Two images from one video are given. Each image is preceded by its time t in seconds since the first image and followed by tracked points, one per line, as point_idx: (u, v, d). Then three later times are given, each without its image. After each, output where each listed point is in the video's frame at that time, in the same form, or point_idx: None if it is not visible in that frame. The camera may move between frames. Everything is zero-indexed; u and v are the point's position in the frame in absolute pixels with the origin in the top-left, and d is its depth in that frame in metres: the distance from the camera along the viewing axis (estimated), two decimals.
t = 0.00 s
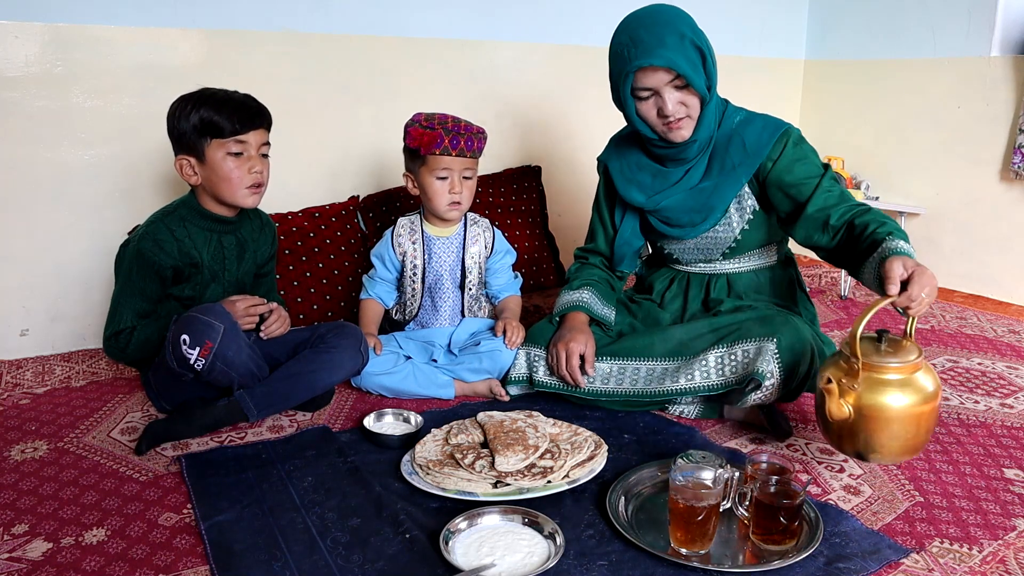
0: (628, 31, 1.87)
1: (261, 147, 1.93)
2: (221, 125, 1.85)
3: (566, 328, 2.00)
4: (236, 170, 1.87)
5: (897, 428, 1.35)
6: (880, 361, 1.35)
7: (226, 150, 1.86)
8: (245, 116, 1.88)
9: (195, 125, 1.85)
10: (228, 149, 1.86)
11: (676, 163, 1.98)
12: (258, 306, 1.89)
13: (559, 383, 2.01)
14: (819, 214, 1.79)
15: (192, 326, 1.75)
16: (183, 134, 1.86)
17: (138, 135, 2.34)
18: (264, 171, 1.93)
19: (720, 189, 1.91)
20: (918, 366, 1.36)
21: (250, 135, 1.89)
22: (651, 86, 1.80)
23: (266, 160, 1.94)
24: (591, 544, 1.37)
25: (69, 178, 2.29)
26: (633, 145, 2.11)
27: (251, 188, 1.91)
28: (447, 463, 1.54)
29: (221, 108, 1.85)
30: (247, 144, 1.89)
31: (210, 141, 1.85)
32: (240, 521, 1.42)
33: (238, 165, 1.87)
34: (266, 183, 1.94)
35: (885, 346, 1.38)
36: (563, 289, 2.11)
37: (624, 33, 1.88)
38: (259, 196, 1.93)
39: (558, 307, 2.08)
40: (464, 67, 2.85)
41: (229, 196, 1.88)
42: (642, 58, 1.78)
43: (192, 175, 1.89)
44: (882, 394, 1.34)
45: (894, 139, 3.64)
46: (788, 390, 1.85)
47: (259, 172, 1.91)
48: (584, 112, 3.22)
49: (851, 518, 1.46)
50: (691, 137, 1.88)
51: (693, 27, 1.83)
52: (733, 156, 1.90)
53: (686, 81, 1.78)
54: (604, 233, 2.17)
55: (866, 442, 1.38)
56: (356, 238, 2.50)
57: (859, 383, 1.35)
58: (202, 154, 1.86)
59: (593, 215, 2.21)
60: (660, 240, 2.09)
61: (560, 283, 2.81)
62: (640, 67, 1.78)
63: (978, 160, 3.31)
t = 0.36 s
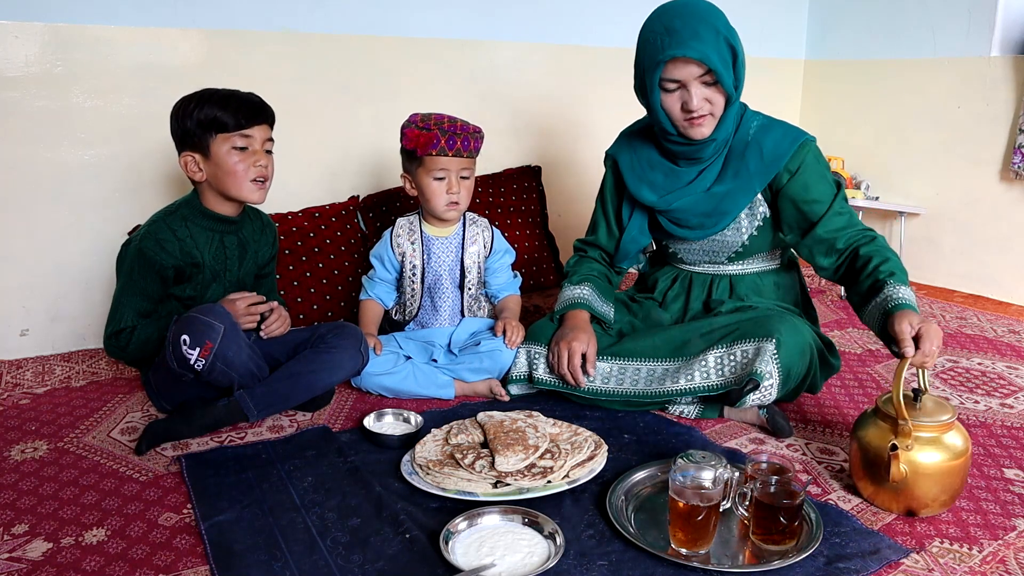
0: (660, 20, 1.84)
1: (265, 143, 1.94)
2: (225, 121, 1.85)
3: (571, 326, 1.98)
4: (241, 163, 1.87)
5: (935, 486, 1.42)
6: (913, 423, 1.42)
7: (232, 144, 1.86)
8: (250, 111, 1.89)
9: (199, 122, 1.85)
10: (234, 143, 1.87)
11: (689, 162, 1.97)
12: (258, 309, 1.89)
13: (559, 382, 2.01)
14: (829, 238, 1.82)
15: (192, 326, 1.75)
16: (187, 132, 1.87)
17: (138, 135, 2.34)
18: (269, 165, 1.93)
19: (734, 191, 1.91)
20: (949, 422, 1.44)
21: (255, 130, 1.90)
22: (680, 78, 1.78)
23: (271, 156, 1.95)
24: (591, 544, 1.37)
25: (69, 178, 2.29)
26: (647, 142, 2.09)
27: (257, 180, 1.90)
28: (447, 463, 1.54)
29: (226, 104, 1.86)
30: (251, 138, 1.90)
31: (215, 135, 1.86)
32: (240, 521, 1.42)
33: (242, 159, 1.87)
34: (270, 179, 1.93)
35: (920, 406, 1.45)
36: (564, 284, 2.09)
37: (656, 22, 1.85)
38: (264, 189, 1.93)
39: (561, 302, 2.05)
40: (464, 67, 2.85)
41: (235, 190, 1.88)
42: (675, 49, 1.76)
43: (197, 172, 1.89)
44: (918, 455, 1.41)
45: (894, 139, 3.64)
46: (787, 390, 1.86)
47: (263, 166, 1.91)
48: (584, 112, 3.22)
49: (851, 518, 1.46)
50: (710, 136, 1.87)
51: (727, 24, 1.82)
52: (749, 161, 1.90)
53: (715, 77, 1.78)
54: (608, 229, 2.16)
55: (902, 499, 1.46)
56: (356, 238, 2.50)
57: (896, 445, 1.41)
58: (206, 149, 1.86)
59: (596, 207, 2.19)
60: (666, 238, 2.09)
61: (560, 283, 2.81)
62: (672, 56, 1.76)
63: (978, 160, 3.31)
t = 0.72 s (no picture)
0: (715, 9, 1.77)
1: (261, 139, 1.97)
2: (222, 116, 1.88)
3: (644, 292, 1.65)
4: (238, 158, 1.89)
5: (935, 485, 1.42)
6: (914, 422, 1.42)
7: (230, 139, 1.89)
8: (247, 108, 1.92)
9: (195, 118, 1.87)
10: (232, 139, 1.89)
11: (720, 163, 1.91)
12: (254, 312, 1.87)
13: (560, 380, 2.01)
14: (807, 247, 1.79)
15: (192, 325, 1.75)
16: (184, 128, 1.88)
17: (138, 135, 2.34)
18: (266, 161, 1.96)
19: (766, 196, 1.86)
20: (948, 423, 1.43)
21: (252, 127, 1.93)
22: (731, 72, 1.73)
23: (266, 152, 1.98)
24: (591, 544, 1.37)
25: (69, 178, 2.29)
26: (671, 137, 2.00)
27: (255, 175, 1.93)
28: (447, 463, 1.54)
29: (222, 99, 1.88)
30: (249, 135, 1.92)
31: (213, 131, 1.88)
32: (240, 521, 1.42)
33: (240, 154, 1.90)
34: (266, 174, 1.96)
35: (916, 406, 1.45)
36: (601, 272, 1.83)
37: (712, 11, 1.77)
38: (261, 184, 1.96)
39: (612, 288, 1.75)
40: (464, 67, 2.85)
41: (233, 184, 1.90)
42: (736, 40, 1.69)
43: (193, 167, 1.90)
44: (918, 455, 1.41)
45: (894, 139, 3.64)
46: (787, 390, 1.88)
47: (261, 162, 1.94)
48: (584, 112, 3.22)
49: (851, 517, 1.46)
50: (747, 137, 1.82)
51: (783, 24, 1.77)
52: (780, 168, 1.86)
53: (768, 76, 1.73)
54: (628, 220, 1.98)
55: (902, 498, 1.46)
56: (356, 238, 2.50)
57: (897, 444, 1.41)
58: (204, 144, 1.88)
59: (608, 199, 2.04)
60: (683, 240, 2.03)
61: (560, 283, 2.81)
62: (731, 48, 1.69)
63: (978, 160, 3.31)
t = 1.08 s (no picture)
0: (769, 29, 1.62)
1: (248, 131, 2.00)
2: (211, 107, 1.91)
3: (770, 376, 1.41)
4: (225, 148, 1.93)
5: (935, 486, 1.42)
6: (914, 423, 1.42)
7: (217, 129, 1.92)
8: (236, 100, 1.94)
9: (183, 107, 1.90)
10: (219, 129, 1.92)
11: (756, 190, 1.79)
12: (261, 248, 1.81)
13: (559, 384, 2.01)
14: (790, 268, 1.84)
15: (191, 321, 1.75)
16: (172, 115, 1.91)
17: (138, 135, 2.34)
18: (252, 151, 2.00)
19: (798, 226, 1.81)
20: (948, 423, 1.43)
21: (240, 117, 1.96)
22: (786, 104, 1.58)
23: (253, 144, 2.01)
24: (591, 543, 1.37)
25: (69, 178, 2.29)
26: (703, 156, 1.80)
27: (240, 166, 1.97)
28: (447, 463, 1.54)
29: (210, 89, 1.91)
30: (236, 125, 1.96)
31: (201, 120, 1.91)
32: (240, 520, 1.42)
33: (227, 144, 1.93)
34: (250, 164, 2.00)
35: (917, 406, 1.45)
36: (701, 324, 1.53)
37: (766, 32, 1.62)
38: (245, 175, 2.00)
39: (720, 354, 1.46)
40: (464, 67, 2.85)
41: (219, 174, 1.94)
42: (799, 75, 1.53)
43: (180, 154, 1.93)
44: (918, 455, 1.41)
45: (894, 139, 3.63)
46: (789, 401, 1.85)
47: (247, 152, 1.97)
48: (584, 112, 3.22)
49: (851, 517, 1.46)
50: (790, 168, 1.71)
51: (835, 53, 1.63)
52: (811, 196, 1.80)
53: (822, 109, 1.59)
54: (690, 242, 1.73)
55: (901, 498, 1.46)
56: (356, 238, 2.50)
57: (897, 444, 1.41)
58: (191, 132, 1.91)
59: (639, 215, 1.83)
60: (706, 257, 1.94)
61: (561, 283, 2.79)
62: (792, 76, 1.53)
63: (978, 160, 3.31)
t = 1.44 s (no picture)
0: (798, 52, 1.55)
1: (237, 124, 2.01)
2: (200, 104, 1.91)
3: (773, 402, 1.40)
4: (218, 144, 1.94)
5: (935, 485, 1.42)
6: (914, 422, 1.42)
7: (208, 125, 1.93)
8: (223, 94, 1.95)
9: (173, 106, 1.90)
10: (210, 125, 1.93)
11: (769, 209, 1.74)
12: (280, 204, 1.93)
13: (557, 385, 2.01)
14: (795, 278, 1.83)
15: (193, 312, 1.75)
16: (160, 115, 1.91)
17: (137, 135, 2.34)
18: (243, 144, 2.01)
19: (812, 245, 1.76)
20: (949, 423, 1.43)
21: (229, 112, 1.97)
22: (809, 129, 1.51)
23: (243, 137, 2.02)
24: (591, 543, 1.37)
25: (69, 178, 2.29)
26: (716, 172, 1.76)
27: (235, 160, 1.99)
28: (447, 463, 1.54)
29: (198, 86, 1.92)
30: (226, 120, 1.96)
31: (191, 118, 1.91)
32: (240, 520, 1.42)
33: (220, 140, 1.94)
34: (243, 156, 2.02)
35: (918, 406, 1.45)
36: (701, 348, 1.52)
37: (795, 54, 1.55)
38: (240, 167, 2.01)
39: (722, 380, 1.45)
40: (464, 67, 2.85)
41: (215, 169, 1.95)
42: (825, 100, 1.46)
43: (173, 153, 1.95)
44: (918, 455, 1.41)
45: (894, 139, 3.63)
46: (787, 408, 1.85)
47: (239, 146, 1.99)
48: (584, 112, 3.22)
49: (851, 518, 1.46)
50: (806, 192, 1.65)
51: (862, 79, 1.56)
52: (826, 213, 1.75)
53: (846, 136, 1.53)
54: (693, 262, 1.70)
55: (902, 498, 1.46)
56: (356, 238, 2.50)
57: (897, 444, 1.41)
58: (182, 131, 1.91)
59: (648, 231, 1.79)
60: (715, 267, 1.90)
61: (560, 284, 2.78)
62: (820, 107, 1.46)
63: (978, 160, 3.30)
